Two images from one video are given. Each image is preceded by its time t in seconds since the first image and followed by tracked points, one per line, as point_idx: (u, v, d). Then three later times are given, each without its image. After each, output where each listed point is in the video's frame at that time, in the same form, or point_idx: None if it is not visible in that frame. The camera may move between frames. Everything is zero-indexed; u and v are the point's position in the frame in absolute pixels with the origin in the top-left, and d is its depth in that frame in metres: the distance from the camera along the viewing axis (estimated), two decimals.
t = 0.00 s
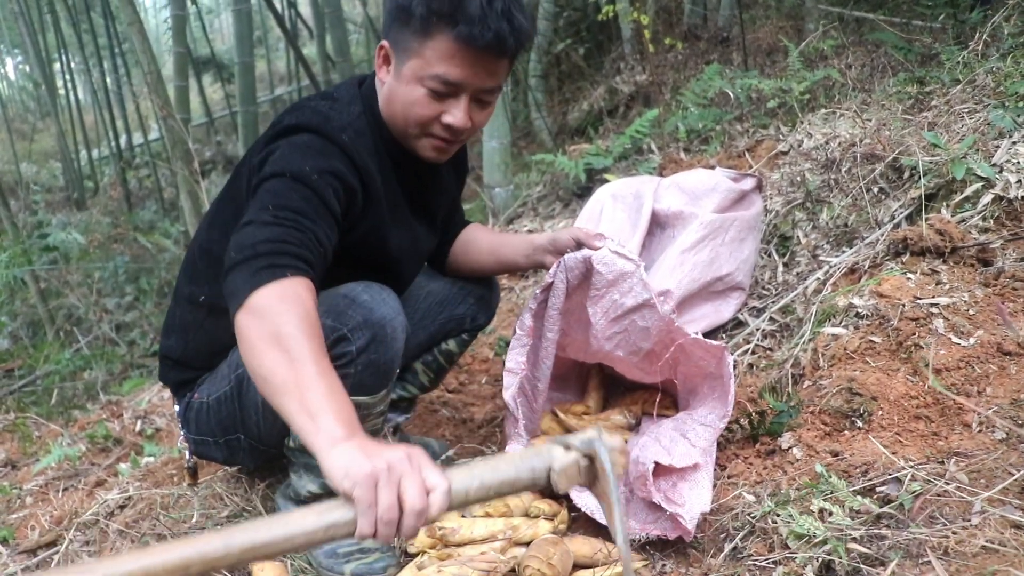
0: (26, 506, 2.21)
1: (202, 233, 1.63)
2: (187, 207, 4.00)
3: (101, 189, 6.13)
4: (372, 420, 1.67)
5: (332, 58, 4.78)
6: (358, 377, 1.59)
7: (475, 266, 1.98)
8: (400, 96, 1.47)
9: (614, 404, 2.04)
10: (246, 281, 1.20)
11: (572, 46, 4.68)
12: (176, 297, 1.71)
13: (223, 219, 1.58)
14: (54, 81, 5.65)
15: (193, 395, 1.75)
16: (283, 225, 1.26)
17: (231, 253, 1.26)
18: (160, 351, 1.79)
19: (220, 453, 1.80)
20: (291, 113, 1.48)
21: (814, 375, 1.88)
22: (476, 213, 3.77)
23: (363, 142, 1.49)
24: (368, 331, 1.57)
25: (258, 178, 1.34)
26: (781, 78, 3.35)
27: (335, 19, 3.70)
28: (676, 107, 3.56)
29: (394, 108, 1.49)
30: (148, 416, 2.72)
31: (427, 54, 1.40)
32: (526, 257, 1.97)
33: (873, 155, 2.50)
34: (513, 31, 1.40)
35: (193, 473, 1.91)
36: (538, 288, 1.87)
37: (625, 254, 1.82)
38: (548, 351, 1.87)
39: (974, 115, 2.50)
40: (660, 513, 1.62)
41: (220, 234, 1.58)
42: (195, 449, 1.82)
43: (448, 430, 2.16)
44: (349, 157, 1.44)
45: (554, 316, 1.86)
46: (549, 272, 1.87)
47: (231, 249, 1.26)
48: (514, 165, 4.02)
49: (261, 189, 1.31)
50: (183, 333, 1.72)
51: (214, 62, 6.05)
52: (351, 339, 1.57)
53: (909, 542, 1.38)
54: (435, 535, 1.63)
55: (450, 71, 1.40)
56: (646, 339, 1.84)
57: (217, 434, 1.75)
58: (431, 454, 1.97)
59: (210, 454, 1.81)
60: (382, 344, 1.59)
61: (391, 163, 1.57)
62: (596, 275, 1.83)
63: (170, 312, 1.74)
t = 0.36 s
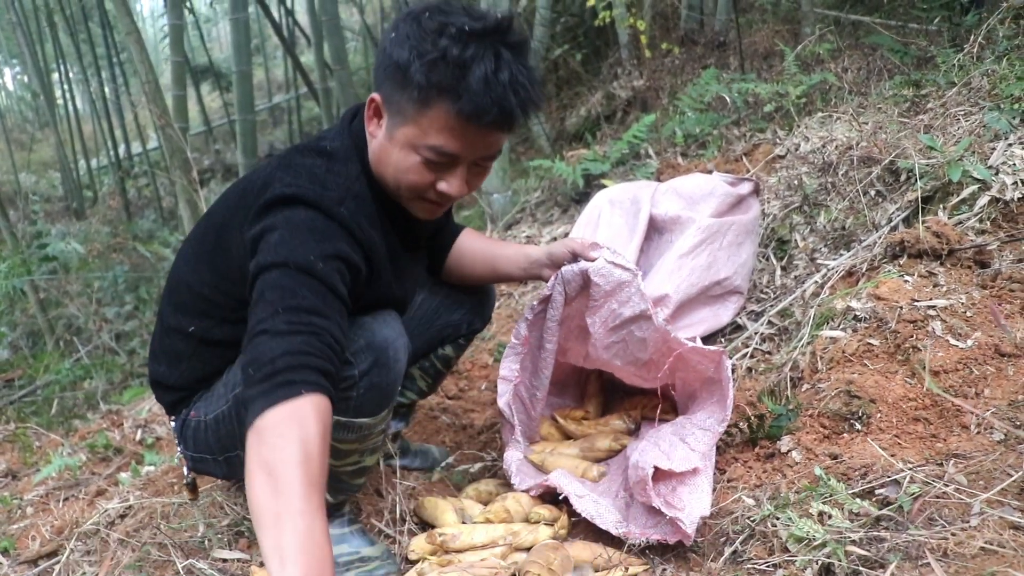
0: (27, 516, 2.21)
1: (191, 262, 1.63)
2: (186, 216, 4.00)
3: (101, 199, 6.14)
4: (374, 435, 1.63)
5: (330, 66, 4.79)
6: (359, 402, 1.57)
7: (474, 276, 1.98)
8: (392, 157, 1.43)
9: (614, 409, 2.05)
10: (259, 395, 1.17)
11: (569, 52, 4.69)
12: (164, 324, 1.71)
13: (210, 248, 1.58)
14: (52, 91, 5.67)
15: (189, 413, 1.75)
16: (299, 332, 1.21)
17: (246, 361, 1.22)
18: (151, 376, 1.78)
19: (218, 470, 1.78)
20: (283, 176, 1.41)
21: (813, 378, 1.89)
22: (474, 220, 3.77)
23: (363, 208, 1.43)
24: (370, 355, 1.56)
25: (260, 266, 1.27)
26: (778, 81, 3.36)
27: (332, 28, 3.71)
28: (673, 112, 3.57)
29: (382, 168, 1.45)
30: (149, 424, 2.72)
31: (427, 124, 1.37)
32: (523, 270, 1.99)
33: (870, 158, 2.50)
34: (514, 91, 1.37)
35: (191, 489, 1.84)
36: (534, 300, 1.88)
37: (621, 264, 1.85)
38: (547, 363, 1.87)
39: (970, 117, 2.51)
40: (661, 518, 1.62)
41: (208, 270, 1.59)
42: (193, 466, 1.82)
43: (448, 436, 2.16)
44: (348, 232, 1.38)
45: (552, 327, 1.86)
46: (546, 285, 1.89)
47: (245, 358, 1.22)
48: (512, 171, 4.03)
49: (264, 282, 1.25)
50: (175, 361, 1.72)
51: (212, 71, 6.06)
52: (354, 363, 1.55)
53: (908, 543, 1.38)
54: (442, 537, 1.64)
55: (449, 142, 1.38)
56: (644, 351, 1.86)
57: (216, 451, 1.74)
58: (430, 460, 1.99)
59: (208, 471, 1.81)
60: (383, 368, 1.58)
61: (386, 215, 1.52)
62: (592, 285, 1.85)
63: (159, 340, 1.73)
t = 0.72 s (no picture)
0: (28, 507, 2.21)
1: (189, 252, 1.62)
2: (185, 209, 4.00)
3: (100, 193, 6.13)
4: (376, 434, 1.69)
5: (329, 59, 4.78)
6: (364, 404, 1.60)
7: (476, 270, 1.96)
8: (420, 177, 1.39)
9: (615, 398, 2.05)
10: (272, 449, 1.26)
11: (570, 44, 4.68)
12: (161, 313, 1.70)
13: (210, 240, 1.57)
14: (51, 85, 5.65)
15: (185, 403, 1.76)
16: (298, 377, 1.27)
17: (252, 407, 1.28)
18: (146, 365, 1.77)
19: (216, 461, 1.79)
20: (294, 178, 1.37)
21: (814, 366, 1.88)
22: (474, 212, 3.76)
23: (375, 218, 1.40)
24: (376, 357, 1.58)
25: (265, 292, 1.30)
26: (779, 72, 3.35)
27: (331, 20, 3.70)
28: (673, 103, 3.56)
29: (407, 184, 1.42)
30: (149, 416, 2.72)
31: (464, 153, 1.34)
32: (521, 262, 1.99)
33: (871, 147, 2.50)
34: (553, 119, 1.33)
35: (188, 478, 1.89)
36: (532, 293, 1.87)
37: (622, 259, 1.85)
38: (546, 354, 1.88)
39: (972, 106, 2.50)
40: (661, 504, 1.62)
41: (209, 261, 1.58)
42: (190, 457, 1.81)
43: (448, 425, 2.16)
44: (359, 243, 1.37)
45: (551, 319, 1.87)
46: (545, 278, 1.88)
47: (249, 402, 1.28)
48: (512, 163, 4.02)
49: (269, 317, 1.29)
50: (173, 351, 1.71)
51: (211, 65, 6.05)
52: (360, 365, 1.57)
53: (909, 528, 1.38)
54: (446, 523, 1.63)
55: (484, 169, 1.37)
56: (645, 347, 1.86)
57: (213, 443, 1.74)
58: (431, 449, 1.98)
59: (205, 461, 1.80)
60: (388, 369, 1.61)
61: (403, 222, 1.47)
62: (592, 279, 1.85)
63: (155, 329, 1.72)
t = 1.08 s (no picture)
0: (26, 497, 2.20)
1: (198, 229, 1.63)
2: (183, 201, 3.98)
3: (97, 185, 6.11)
4: (374, 412, 1.69)
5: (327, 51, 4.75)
6: (361, 375, 1.61)
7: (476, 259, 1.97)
8: (478, 162, 1.46)
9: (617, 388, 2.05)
10: (233, 389, 1.19)
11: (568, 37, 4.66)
12: (168, 289, 1.71)
13: (222, 213, 1.58)
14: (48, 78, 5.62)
15: (188, 382, 1.76)
16: (263, 320, 1.22)
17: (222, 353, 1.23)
18: (152, 342, 1.78)
19: (218, 442, 1.80)
20: (302, 145, 1.42)
21: (814, 355, 1.88)
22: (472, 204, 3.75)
23: (376, 185, 1.41)
24: (373, 328, 1.58)
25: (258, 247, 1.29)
26: (778, 63, 3.33)
27: (329, 11, 3.67)
28: (672, 94, 3.55)
29: (460, 166, 1.47)
30: (147, 407, 2.71)
31: (530, 138, 1.43)
32: (517, 251, 2.00)
33: (870, 137, 2.49)
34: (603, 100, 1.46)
35: (189, 459, 1.92)
36: (522, 283, 1.89)
37: (609, 248, 1.85)
38: (541, 342, 1.89)
39: (972, 97, 2.49)
40: (661, 494, 1.61)
41: (217, 234, 1.58)
42: (192, 437, 1.82)
43: (447, 415, 2.16)
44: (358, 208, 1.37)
45: (544, 309, 1.89)
46: (535, 267, 1.91)
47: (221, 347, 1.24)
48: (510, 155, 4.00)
49: (255, 270, 1.27)
50: (177, 327, 1.71)
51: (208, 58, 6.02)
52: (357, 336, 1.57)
53: (909, 516, 1.37)
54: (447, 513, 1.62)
55: (542, 149, 1.47)
56: (646, 337, 1.85)
57: (215, 422, 1.75)
58: (430, 439, 1.98)
59: (208, 442, 1.81)
60: (385, 341, 1.60)
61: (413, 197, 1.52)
62: (583, 269, 1.87)
63: (162, 305, 1.73)
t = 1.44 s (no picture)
0: (19, 493, 2.19)
1: (195, 221, 1.65)
2: (177, 195, 3.97)
3: (92, 180, 6.08)
4: (368, 392, 1.60)
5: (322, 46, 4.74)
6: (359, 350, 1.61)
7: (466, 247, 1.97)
8: (446, 135, 1.49)
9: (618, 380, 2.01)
10: (401, 368, 1.32)
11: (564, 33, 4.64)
12: (166, 281, 1.72)
13: (220, 203, 1.60)
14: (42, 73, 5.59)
15: (185, 373, 1.77)
16: (392, 297, 1.32)
17: (358, 343, 1.32)
18: (149, 336, 1.79)
19: (213, 432, 1.79)
20: (306, 130, 1.46)
21: (809, 350, 1.87)
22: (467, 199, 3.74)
23: (392, 158, 1.49)
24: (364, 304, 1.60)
25: (313, 234, 1.34)
26: (774, 59, 3.33)
27: (324, 5, 3.66)
28: (668, 89, 3.54)
29: (430, 141, 1.50)
30: (141, 402, 2.70)
31: (498, 116, 1.46)
32: (505, 237, 2.00)
33: (866, 131, 2.49)
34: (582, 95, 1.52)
35: (185, 452, 1.92)
36: (512, 267, 1.89)
37: (594, 228, 1.82)
38: (534, 329, 1.92)
39: (967, 92, 2.49)
40: (657, 488, 1.62)
41: (216, 224, 1.61)
42: (188, 430, 1.81)
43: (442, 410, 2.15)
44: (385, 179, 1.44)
45: (534, 295, 1.91)
46: (523, 254, 1.91)
47: (353, 339, 1.31)
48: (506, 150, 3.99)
49: (330, 250, 1.33)
50: (173, 318, 1.73)
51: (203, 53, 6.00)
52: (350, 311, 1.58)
53: (904, 509, 1.37)
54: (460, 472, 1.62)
55: (510, 135, 1.49)
56: (644, 314, 1.83)
57: (211, 411, 1.74)
58: (425, 434, 1.98)
59: (204, 433, 1.80)
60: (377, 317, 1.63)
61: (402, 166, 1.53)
62: (570, 252, 1.86)
63: (159, 297, 1.75)
